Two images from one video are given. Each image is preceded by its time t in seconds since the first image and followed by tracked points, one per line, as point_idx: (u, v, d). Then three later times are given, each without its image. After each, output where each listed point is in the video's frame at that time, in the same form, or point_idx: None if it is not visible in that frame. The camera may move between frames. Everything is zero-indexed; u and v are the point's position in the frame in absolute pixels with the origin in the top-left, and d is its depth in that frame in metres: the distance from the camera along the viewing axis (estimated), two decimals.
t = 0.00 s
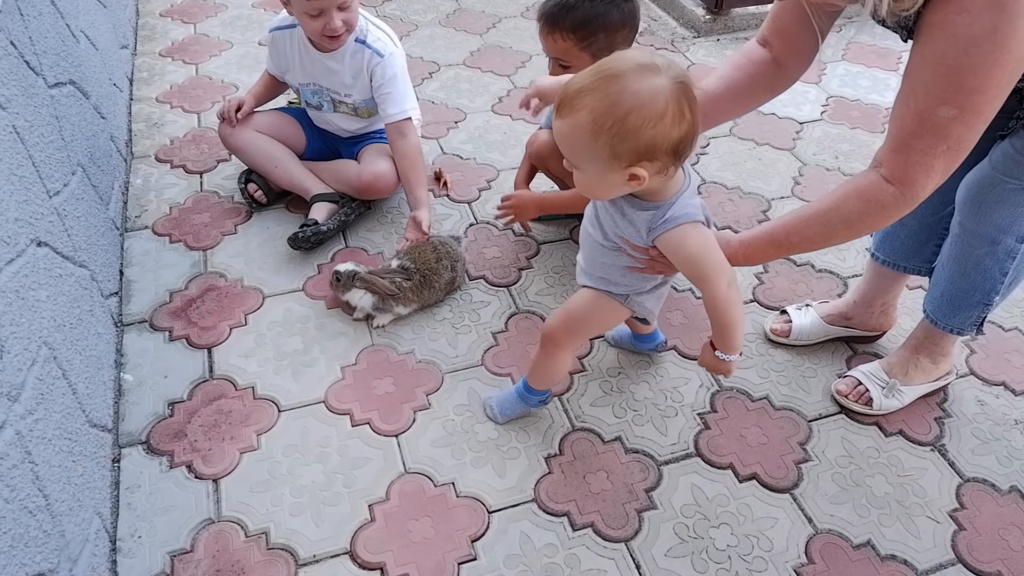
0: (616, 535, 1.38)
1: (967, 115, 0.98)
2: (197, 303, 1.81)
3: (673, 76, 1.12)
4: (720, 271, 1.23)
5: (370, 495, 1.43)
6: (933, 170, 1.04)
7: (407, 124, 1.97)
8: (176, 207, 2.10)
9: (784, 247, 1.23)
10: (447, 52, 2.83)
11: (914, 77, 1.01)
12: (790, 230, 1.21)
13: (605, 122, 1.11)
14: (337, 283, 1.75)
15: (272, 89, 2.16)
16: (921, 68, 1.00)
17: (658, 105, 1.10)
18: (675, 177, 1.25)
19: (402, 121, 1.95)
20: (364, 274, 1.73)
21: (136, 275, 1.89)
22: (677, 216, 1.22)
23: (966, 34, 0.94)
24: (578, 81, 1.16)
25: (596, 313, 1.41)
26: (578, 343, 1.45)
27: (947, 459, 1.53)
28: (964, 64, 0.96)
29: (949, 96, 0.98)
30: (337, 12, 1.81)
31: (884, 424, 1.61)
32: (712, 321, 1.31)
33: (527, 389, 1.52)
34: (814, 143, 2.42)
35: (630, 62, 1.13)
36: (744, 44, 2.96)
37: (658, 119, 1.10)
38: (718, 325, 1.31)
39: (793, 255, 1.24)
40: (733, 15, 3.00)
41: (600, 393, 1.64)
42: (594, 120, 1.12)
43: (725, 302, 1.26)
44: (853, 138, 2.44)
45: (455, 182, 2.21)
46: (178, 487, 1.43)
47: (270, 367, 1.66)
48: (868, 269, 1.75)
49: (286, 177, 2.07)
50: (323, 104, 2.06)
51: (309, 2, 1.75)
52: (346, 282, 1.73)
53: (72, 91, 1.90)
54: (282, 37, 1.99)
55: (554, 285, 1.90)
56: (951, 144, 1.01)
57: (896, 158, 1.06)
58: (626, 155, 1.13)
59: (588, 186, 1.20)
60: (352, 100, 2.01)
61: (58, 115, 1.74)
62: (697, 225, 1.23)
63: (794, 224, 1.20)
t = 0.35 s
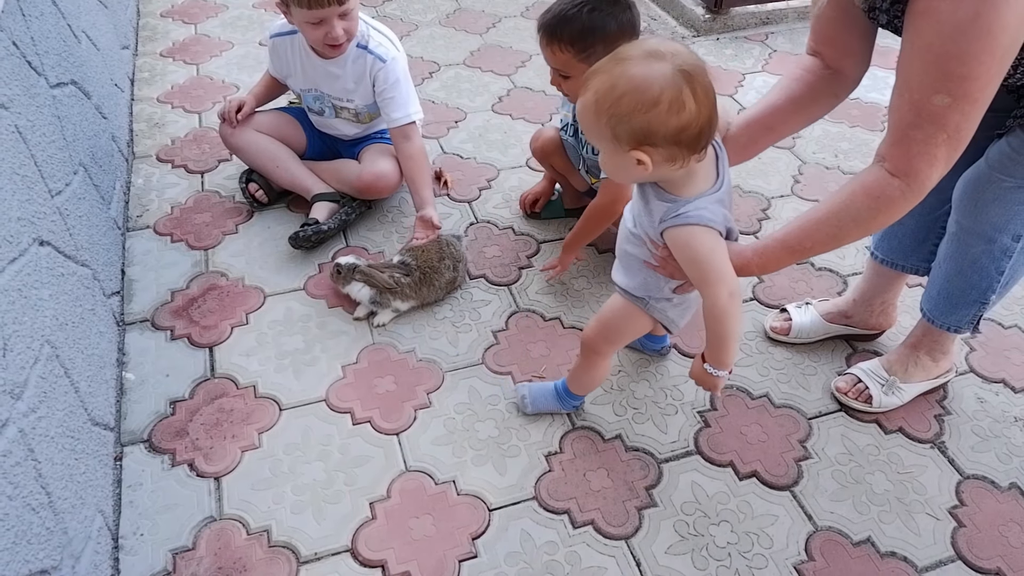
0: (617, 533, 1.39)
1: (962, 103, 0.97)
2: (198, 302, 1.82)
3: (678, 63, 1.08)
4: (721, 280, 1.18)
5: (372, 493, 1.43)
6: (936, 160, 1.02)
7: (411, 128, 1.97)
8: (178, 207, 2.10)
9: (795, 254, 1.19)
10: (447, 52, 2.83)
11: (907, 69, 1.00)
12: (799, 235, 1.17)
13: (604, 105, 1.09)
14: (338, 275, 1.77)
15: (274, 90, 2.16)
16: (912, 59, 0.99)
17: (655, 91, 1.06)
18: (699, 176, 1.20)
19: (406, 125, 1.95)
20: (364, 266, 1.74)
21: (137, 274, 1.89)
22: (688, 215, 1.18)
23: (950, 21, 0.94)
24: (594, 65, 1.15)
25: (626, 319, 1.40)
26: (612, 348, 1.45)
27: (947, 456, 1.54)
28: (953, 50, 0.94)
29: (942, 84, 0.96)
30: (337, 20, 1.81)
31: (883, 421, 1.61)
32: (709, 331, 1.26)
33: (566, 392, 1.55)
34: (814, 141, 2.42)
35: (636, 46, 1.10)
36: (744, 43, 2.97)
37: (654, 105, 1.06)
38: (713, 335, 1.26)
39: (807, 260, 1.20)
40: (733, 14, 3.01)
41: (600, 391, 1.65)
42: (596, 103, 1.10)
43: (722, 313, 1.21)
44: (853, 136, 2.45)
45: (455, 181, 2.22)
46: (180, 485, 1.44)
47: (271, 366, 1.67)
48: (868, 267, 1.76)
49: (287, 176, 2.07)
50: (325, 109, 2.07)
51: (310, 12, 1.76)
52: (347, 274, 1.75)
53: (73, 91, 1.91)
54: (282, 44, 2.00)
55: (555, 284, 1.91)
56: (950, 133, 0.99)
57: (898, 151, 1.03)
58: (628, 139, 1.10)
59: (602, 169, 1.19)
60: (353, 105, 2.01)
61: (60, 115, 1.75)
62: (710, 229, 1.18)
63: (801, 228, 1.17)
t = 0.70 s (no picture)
0: (617, 531, 1.39)
1: (963, 98, 0.97)
2: (198, 302, 1.82)
3: (704, 62, 1.08)
4: (730, 286, 1.16)
5: (372, 491, 1.44)
6: (946, 157, 1.02)
7: (409, 126, 1.97)
8: (177, 207, 2.10)
9: (813, 261, 1.19)
10: (446, 52, 2.83)
11: (903, 69, 1.00)
12: (816, 240, 1.17)
13: (630, 105, 1.10)
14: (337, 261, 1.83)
15: (272, 89, 2.16)
16: (906, 58, 0.99)
17: (680, 89, 1.07)
18: (726, 185, 1.21)
19: (404, 124, 1.96)
20: (358, 255, 1.80)
21: (137, 274, 1.89)
22: (708, 216, 1.18)
23: (938, 19, 0.93)
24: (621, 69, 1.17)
25: (644, 324, 1.41)
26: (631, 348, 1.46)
27: (946, 453, 1.54)
28: (944, 47, 0.94)
29: (940, 81, 0.96)
30: (337, 15, 1.81)
31: (883, 419, 1.61)
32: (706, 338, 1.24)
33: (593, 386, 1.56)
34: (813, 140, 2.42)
35: (664, 47, 1.12)
36: (742, 41, 2.97)
37: (679, 103, 1.07)
38: (708, 343, 1.24)
39: (827, 267, 1.19)
40: (732, 13, 3.01)
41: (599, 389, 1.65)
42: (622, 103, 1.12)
43: (723, 322, 1.19)
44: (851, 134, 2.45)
45: (454, 180, 2.22)
46: (180, 484, 1.44)
47: (271, 365, 1.67)
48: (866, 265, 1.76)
49: (285, 175, 2.07)
50: (323, 110, 2.07)
51: (308, 6, 1.75)
52: (344, 263, 1.81)
53: (72, 92, 1.91)
54: (281, 44, 1.99)
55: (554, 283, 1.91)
56: (957, 130, 0.99)
57: (907, 152, 1.04)
58: (653, 138, 1.11)
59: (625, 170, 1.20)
60: (351, 105, 2.02)
61: (59, 115, 1.75)
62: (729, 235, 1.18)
63: (819, 233, 1.17)
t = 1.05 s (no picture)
0: (616, 528, 1.39)
1: (981, 115, 0.97)
2: (196, 300, 1.82)
3: (736, 111, 1.13)
4: (777, 328, 1.20)
5: (370, 490, 1.44)
6: (971, 174, 1.01)
7: (407, 120, 1.97)
8: (175, 205, 2.10)
9: (848, 293, 1.17)
10: (444, 50, 2.83)
11: (917, 91, 1.01)
12: (851, 273, 1.15)
13: (663, 152, 1.16)
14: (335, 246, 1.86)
15: (270, 88, 2.16)
16: (920, 81, 1.00)
17: (713, 139, 1.12)
18: (762, 225, 1.25)
19: (401, 118, 1.96)
20: (356, 243, 1.82)
21: (134, 273, 1.89)
22: (747, 259, 1.22)
23: (948, 39, 0.94)
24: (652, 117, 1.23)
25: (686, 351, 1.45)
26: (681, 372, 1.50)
27: (944, 451, 1.54)
28: (956, 67, 0.95)
29: (956, 100, 0.97)
30: (320, 27, 1.81)
31: (882, 416, 1.61)
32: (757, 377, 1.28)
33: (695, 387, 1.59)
34: (811, 138, 2.42)
35: (695, 95, 1.17)
36: (740, 39, 2.97)
37: (712, 152, 1.12)
38: (760, 383, 1.28)
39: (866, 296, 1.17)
40: (729, 11, 3.01)
41: (598, 387, 1.65)
42: (654, 150, 1.17)
43: (775, 362, 1.23)
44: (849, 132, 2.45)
45: (452, 178, 2.22)
46: (178, 483, 1.44)
47: (269, 364, 1.67)
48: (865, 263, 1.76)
49: (284, 174, 2.07)
50: (319, 106, 2.07)
51: (291, 20, 1.76)
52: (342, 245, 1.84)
53: (69, 90, 1.90)
54: (275, 41, 1.99)
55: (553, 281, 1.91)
56: (979, 146, 0.99)
57: (932, 172, 1.04)
58: (686, 185, 1.16)
59: (662, 214, 1.25)
60: (346, 100, 2.01)
61: (57, 114, 1.75)
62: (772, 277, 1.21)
63: (853, 264, 1.15)
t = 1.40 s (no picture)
0: (614, 529, 1.39)
1: None
2: (195, 299, 1.81)
3: (844, 154, 1.13)
4: (886, 360, 1.19)
5: (368, 489, 1.43)
6: None
7: (405, 116, 1.97)
8: (174, 204, 2.10)
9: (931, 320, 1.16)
10: (444, 50, 2.83)
11: (971, 121, 1.01)
12: (929, 297, 1.13)
13: (771, 198, 1.15)
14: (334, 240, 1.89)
15: (270, 87, 2.16)
16: (972, 111, 1.00)
17: (827, 184, 1.12)
18: (856, 259, 1.24)
19: (399, 115, 1.96)
20: (354, 237, 1.85)
21: (134, 271, 1.89)
22: (852, 294, 1.21)
23: (998, 65, 0.95)
24: (746, 155, 1.21)
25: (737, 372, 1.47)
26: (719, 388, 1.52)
27: (944, 453, 1.54)
28: (1008, 92, 0.95)
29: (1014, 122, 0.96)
30: (319, 26, 1.81)
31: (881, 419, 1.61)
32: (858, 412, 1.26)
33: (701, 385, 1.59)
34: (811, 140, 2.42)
35: (797, 137, 1.16)
36: (741, 40, 2.97)
37: (828, 198, 1.12)
38: (862, 418, 1.25)
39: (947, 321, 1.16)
40: (730, 13, 3.01)
41: (597, 388, 1.65)
42: (760, 196, 1.16)
43: (884, 395, 1.21)
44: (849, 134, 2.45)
45: (452, 178, 2.22)
46: (176, 482, 1.43)
47: (268, 363, 1.67)
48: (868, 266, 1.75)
49: (284, 172, 2.07)
50: (319, 103, 2.07)
51: (289, 20, 1.76)
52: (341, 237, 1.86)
53: (69, 88, 1.90)
54: (276, 37, 1.99)
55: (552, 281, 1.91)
56: None
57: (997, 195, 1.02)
58: (794, 231, 1.16)
59: (757, 255, 1.24)
60: (345, 97, 2.01)
61: (57, 112, 1.75)
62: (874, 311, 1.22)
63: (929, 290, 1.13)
